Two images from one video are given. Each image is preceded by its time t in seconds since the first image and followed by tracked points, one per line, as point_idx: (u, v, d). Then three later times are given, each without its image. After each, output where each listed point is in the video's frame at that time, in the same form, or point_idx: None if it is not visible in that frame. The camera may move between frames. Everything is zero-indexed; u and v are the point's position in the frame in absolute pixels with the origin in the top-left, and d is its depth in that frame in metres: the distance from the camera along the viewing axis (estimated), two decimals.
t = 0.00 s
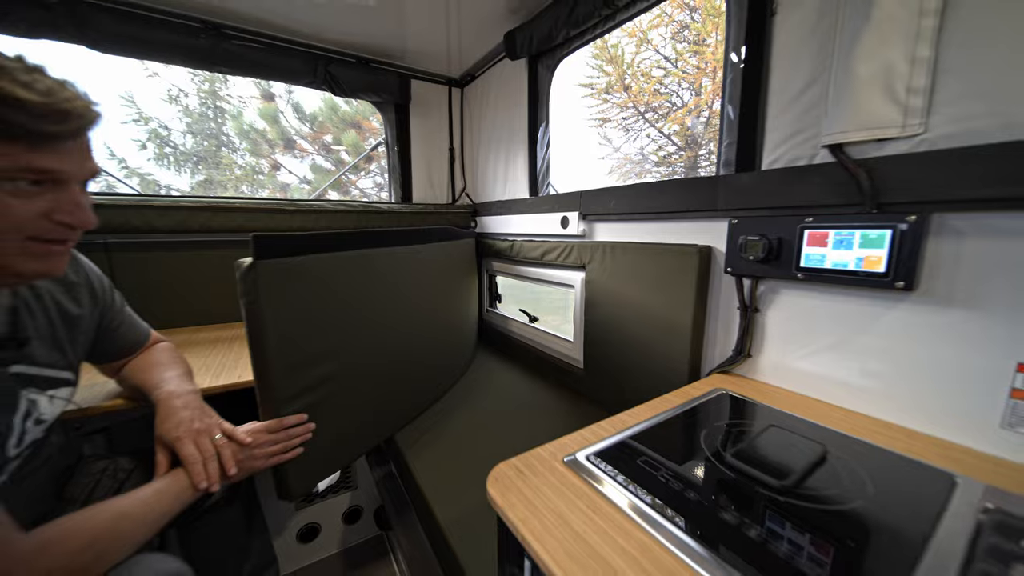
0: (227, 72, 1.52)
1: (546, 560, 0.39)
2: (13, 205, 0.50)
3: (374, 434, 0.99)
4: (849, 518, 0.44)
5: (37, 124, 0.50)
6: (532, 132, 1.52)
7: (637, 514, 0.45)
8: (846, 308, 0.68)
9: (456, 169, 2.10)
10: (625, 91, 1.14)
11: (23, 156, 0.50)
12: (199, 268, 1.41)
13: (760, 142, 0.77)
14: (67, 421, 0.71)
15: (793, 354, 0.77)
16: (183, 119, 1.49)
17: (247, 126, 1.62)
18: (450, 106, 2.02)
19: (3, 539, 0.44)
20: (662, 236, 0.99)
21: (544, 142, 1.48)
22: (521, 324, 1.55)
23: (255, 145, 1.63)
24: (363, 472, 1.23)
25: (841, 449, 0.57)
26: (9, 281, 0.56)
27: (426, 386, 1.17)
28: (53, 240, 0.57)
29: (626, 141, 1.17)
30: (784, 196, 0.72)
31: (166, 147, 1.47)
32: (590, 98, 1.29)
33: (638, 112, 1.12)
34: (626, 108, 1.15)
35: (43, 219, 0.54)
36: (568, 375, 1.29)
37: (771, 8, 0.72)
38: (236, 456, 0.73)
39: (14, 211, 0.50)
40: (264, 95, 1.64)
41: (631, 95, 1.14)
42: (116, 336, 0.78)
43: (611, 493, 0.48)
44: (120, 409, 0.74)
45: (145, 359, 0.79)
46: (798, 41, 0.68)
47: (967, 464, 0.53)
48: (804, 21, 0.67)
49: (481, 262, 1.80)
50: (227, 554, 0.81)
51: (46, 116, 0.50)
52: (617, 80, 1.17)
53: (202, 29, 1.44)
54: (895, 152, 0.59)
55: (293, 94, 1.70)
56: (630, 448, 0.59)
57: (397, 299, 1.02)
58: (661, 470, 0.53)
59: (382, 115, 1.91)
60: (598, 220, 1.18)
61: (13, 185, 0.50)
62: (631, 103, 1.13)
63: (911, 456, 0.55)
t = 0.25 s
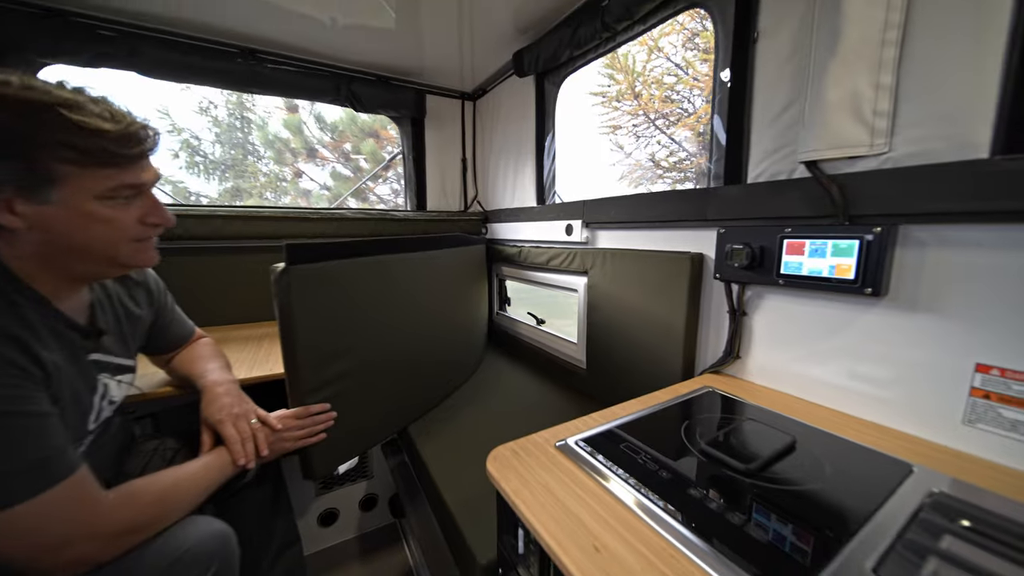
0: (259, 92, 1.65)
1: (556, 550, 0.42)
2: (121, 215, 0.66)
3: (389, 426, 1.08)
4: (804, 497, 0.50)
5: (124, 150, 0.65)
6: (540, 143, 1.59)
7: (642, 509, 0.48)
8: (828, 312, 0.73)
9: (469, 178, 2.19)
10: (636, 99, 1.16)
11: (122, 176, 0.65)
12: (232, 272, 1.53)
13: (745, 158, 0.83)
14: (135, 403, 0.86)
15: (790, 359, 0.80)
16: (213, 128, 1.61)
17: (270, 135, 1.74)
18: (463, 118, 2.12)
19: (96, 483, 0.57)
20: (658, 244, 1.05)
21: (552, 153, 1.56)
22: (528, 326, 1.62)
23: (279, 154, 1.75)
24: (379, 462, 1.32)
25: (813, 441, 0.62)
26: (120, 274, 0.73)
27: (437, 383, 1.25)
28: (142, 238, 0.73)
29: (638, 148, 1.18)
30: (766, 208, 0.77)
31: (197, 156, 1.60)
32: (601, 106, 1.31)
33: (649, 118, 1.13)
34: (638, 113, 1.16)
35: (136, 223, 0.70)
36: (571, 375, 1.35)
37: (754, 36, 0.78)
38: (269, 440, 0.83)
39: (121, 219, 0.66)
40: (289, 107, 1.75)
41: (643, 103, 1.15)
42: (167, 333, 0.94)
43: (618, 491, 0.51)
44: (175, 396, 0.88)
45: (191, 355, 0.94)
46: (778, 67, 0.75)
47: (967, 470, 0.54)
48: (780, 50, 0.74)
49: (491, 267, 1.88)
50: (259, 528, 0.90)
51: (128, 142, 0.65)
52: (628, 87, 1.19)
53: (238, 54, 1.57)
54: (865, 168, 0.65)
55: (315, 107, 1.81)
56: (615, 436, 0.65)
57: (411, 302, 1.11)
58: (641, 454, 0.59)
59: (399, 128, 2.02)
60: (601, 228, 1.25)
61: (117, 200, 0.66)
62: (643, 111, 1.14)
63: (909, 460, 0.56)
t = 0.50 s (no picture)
0: (289, 111, 1.77)
1: (558, 536, 0.46)
2: (162, 225, 0.75)
3: (407, 425, 1.14)
4: (792, 495, 0.53)
5: (148, 166, 0.72)
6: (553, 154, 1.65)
7: (640, 504, 0.52)
8: (826, 321, 0.75)
9: (484, 187, 2.26)
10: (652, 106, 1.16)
11: (154, 190, 0.73)
12: (263, 278, 1.64)
13: (746, 173, 0.86)
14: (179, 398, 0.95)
15: (793, 366, 0.82)
16: (242, 139, 1.72)
17: (296, 145, 1.84)
18: (479, 130, 2.19)
19: (154, 466, 0.65)
20: (665, 253, 1.08)
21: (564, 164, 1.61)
22: (540, 331, 1.67)
23: (304, 163, 1.86)
24: (397, 459, 1.39)
25: (808, 446, 0.65)
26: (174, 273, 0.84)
27: (453, 386, 1.31)
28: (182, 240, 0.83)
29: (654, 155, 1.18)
30: (767, 221, 0.80)
31: (228, 166, 1.71)
32: (616, 114, 1.33)
33: (664, 126, 1.13)
34: (652, 122, 1.17)
35: (175, 229, 0.79)
36: (582, 380, 1.39)
37: (753, 57, 0.82)
38: (297, 436, 0.90)
39: (163, 227, 0.76)
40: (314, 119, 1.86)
41: (658, 111, 1.15)
42: (208, 335, 1.04)
43: (618, 486, 0.55)
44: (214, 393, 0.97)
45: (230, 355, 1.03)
46: (776, 87, 0.78)
47: (962, 478, 0.55)
48: (778, 71, 0.77)
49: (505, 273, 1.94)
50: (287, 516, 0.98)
51: (149, 157, 0.72)
52: (643, 96, 1.20)
53: (271, 76, 1.69)
54: (859, 184, 0.67)
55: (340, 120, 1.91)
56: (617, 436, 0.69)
57: (428, 308, 1.17)
58: (640, 452, 0.63)
59: (418, 140, 2.10)
60: (610, 237, 1.29)
61: (155, 210, 0.74)
62: (658, 118, 1.14)
63: (901, 466, 0.58)
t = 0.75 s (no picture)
0: (319, 125, 1.88)
1: (555, 520, 0.51)
2: (208, 238, 0.82)
3: (425, 423, 1.20)
4: (785, 494, 0.55)
5: (198, 184, 0.79)
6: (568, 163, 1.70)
7: (634, 492, 0.55)
8: (833, 327, 0.76)
9: (502, 195, 2.32)
10: (671, 112, 1.16)
11: (202, 207, 0.80)
12: (294, 281, 1.75)
13: (753, 182, 0.88)
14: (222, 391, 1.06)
15: (801, 373, 0.82)
16: (277, 149, 1.83)
17: (324, 155, 1.94)
18: (497, 139, 2.26)
19: (201, 449, 0.73)
20: (675, 259, 1.10)
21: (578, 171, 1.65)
22: (553, 336, 1.70)
23: (332, 172, 1.97)
24: (414, 456, 1.45)
25: (810, 450, 0.66)
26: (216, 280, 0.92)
27: (469, 386, 1.37)
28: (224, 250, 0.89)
29: (675, 160, 1.17)
30: (774, 228, 0.82)
31: (262, 176, 1.83)
32: (635, 120, 1.33)
33: (685, 132, 1.12)
34: (672, 128, 1.16)
35: (218, 241, 0.86)
36: (594, 383, 1.41)
37: (759, 69, 0.84)
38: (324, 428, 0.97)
39: (208, 240, 0.82)
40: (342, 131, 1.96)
41: (677, 116, 1.15)
42: (246, 335, 1.14)
43: (614, 476, 0.59)
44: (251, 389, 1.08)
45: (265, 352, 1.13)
46: (781, 99, 0.80)
47: (964, 484, 0.55)
48: (783, 83, 0.79)
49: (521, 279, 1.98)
50: (312, 503, 1.05)
51: (198, 176, 0.79)
52: (662, 101, 1.20)
53: (303, 94, 1.81)
54: (863, 192, 0.68)
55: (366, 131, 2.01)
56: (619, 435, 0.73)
57: (445, 311, 1.23)
58: (639, 449, 0.66)
59: (438, 150, 2.19)
60: (622, 244, 1.32)
61: (201, 225, 0.81)
62: (677, 124, 1.14)
63: (901, 470, 0.58)
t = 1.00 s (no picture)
0: (350, 138, 1.99)
1: (562, 512, 0.54)
2: (256, 250, 0.91)
3: (446, 420, 1.25)
4: (788, 495, 0.56)
5: (255, 204, 0.88)
6: (586, 170, 1.73)
7: (639, 490, 0.58)
8: (849, 334, 0.75)
9: (522, 201, 2.37)
10: (696, 114, 1.13)
11: (256, 223, 0.89)
12: (326, 284, 1.86)
13: (767, 188, 0.88)
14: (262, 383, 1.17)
15: (816, 380, 0.82)
16: (311, 157, 1.96)
17: (355, 163, 2.06)
18: (519, 147, 2.31)
19: (243, 434, 0.82)
20: (691, 264, 1.11)
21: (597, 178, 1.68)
22: (571, 339, 1.73)
23: (362, 180, 2.08)
24: (436, 453, 1.51)
25: (820, 455, 0.66)
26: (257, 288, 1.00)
27: (488, 387, 1.41)
28: (268, 261, 0.98)
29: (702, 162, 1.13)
30: (788, 234, 0.82)
31: (297, 184, 1.96)
32: (660, 123, 1.30)
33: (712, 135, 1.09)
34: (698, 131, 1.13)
35: (264, 253, 0.94)
36: (611, 386, 1.42)
37: (772, 77, 0.85)
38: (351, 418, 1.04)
39: (255, 252, 0.91)
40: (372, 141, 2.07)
41: (701, 118, 1.12)
42: (284, 334, 1.24)
43: (621, 474, 0.61)
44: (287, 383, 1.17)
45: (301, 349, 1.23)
46: (794, 106, 0.81)
47: (969, 491, 0.55)
48: (797, 91, 0.80)
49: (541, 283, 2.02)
50: (340, 492, 1.12)
51: (257, 197, 0.89)
52: (688, 105, 1.18)
53: (336, 109, 1.92)
54: (877, 199, 0.68)
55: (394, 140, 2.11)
56: (628, 435, 0.75)
57: (465, 314, 1.28)
58: (646, 449, 0.69)
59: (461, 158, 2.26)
60: (640, 249, 1.33)
61: (252, 239, 0.90)
62: (703, 125, 1.11)
63: (913, 479, 0.58)
